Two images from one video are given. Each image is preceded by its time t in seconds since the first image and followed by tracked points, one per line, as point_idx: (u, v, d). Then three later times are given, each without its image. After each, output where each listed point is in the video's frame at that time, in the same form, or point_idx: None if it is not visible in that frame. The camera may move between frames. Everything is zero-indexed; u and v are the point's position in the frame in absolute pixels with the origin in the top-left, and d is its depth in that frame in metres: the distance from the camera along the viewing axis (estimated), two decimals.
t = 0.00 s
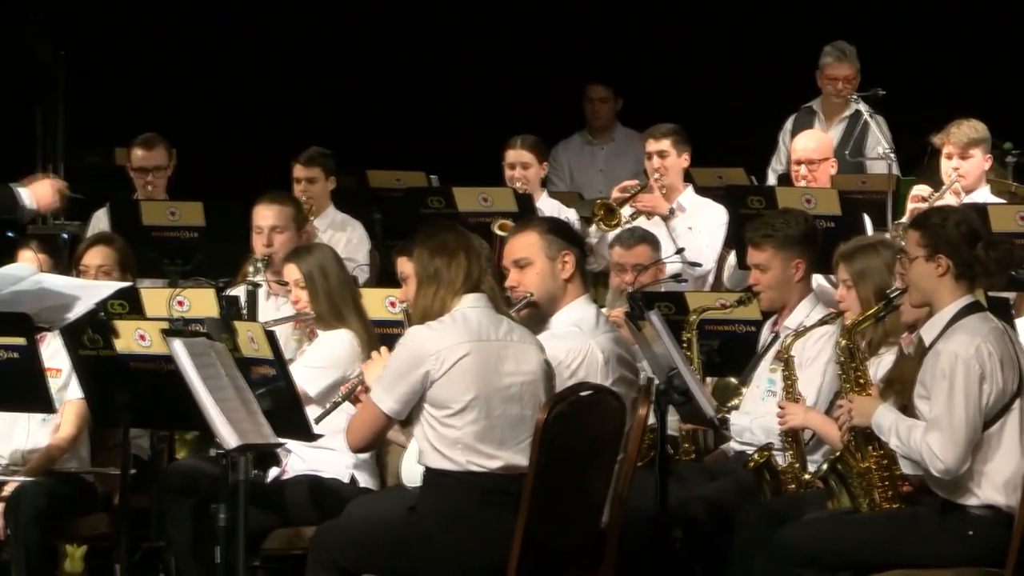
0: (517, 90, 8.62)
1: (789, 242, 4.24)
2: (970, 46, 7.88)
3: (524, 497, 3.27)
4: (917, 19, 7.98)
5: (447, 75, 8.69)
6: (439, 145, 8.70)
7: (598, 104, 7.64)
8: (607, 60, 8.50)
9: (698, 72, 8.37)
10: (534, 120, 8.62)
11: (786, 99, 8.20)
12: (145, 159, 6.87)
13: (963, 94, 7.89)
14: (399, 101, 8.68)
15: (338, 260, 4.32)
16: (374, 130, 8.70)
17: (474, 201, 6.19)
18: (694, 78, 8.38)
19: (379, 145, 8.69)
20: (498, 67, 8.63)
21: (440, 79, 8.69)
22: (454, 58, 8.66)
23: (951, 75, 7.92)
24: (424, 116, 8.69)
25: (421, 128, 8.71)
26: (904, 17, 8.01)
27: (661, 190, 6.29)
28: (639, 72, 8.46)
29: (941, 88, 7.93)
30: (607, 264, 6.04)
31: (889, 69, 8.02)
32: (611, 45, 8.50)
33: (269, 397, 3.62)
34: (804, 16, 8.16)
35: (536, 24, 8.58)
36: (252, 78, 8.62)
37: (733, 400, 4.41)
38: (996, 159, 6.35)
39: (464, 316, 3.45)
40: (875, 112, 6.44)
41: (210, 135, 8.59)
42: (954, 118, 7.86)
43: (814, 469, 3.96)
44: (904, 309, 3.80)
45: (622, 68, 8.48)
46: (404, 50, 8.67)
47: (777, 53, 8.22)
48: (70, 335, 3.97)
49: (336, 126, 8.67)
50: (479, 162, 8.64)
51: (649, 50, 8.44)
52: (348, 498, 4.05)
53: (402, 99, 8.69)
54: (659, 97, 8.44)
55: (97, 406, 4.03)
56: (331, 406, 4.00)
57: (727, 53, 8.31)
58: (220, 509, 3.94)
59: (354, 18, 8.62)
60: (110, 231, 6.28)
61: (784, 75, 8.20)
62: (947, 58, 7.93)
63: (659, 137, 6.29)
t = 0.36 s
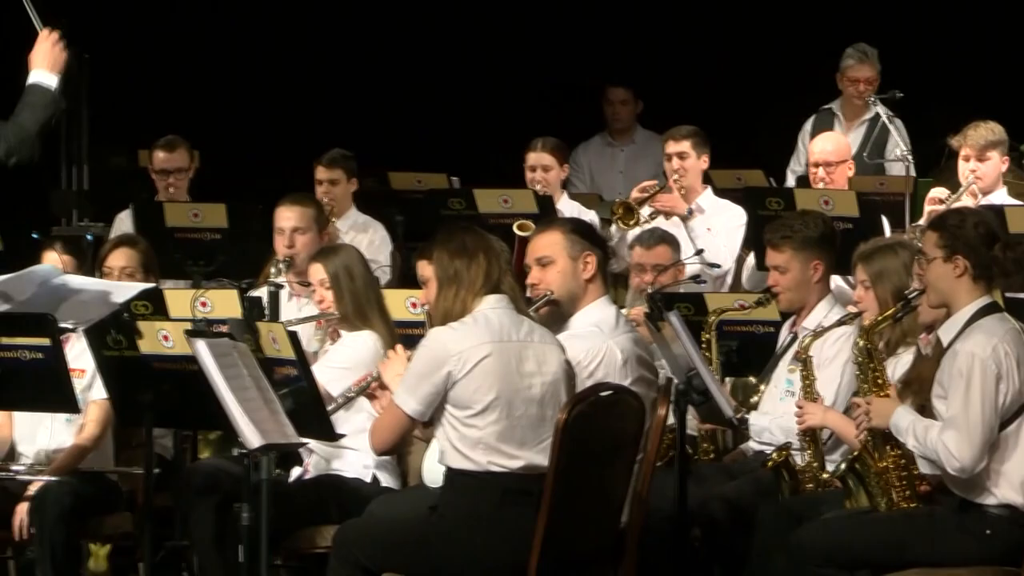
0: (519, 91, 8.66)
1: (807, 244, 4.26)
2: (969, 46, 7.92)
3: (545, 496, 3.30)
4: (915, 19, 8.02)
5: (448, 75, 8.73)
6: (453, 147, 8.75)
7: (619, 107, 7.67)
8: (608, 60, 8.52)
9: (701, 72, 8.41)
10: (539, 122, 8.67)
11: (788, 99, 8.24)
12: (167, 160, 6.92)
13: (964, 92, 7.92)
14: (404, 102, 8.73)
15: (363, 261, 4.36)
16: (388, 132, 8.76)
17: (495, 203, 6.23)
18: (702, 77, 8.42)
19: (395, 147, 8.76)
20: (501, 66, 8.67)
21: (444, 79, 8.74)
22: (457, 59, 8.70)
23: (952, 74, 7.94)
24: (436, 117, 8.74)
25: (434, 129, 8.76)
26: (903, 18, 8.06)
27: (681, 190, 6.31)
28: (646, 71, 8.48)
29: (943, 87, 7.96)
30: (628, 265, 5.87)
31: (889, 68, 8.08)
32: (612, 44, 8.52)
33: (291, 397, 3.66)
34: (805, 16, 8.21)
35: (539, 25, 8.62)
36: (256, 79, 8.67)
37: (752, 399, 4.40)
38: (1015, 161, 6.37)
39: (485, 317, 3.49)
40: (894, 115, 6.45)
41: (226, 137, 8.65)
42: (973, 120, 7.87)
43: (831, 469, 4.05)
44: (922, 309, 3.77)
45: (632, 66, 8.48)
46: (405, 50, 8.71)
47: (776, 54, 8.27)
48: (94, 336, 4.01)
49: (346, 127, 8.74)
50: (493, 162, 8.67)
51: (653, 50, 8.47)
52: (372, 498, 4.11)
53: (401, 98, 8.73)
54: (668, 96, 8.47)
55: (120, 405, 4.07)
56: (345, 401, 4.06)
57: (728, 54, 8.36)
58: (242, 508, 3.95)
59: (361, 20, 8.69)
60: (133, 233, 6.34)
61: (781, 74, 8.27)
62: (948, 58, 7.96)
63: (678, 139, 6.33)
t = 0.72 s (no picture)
0: (533, 90, 8.70)
1: (827, 245, 4.29)
2: (975, 45, 7.98)
3: (568, 495, 3.33)
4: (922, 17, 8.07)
5: (454, 74, 8.77)
6: (467, 146, 8.78)
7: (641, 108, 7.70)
8: (609, 58, 8.57)
9: (702, 71, 8.48)
10: (544, 120, 8.69)
11: (803, 98, 8.27)
12: (193, 163, 6.98)
13: (972, 92, 7.99)
14: (418, 103, 8.76)
15: (388, 261, 4.41)
16: (407, 132, 8.80)
17: (518, 204, 6.26)
18: (701, 75, 8.49)
19: (414, 148, 8.79)
20: (511, 65, 8.71)
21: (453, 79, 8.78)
22: (464, 58, 8.74)
23: (962, 73, 8.00)
24: (454, 118, 8.77)
25: (452, 130, 8.79)
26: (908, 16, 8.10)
27: (702, 193, 6.33)
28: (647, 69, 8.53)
29: (954, 86, 8.02)
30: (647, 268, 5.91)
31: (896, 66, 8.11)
32: (612, 42, 8.56)
33: (316, 397, 3.70)
34: (801, 14, 8.28)
35: (538, 23, 8.66)
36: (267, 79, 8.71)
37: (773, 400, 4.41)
38: None
39: (510, 317, 3.52)
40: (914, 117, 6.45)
41: (247, 138, 8.71)
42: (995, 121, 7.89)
43: (853, 468, 4.03)
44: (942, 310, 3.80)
45: (633, 62, 8.53)
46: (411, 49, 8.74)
47: (784, 53, 8.33)
48: (120, 337, 4.08)
49: (362, 128, 8.78)
50: (512, 162, 8.71)
51: (654, 48, 8.52)
52: (394, 496, 4.15)
53: (407, 98, 8.76)
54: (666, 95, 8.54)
55: (148, 406, 4.15)
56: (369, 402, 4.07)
57: (733, 53, 8.43)
58: (267, 508, 4.01)
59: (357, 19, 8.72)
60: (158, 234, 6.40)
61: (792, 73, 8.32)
62: (957, 56, 8.01)
63: (700, 141, 6.34)
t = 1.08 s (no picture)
0: (545, 92, 8.75)
1: (841, 249, 4.31)
2: (985, 44, 8.01)
3: (584, 496, 3.36)
4: (931, 17, 8.09)
5: (469, 77, 8.81)
6: (482, 148, 8.81)
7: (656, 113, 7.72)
8: (619, 61, 8.65)
9: (712, 72, 8.53)
10: (562, 121, 8.76)
11: (815, 100, 8.30)
12: (213, 166, 7.03)
13: (982, 91, 8.03)
14: (432, 106, 8.80)
15: (405, 263, 4.45)
16: (423, 135, 8.83)
17: (535, 207, 6.32)
18: (711, 76, 8.53)
19: (431, 150, 8.82)
20: (523, 67, 8.75)
21: (467, 81, 8.81)
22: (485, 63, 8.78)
23: (972, 73, 8.04)
24: (469, 121, 8.81)
25: (468, 133, 8.82)
26: (916, 15, 8.12)
27: (718, 197, 6.36)
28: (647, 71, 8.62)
29: (964, 86, 8.04)
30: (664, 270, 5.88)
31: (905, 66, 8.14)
32: (619, 44, 8.65)
33: (334, 398, 3.75)
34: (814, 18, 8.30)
35: (546, 24, 8.71)
36: (283, 82, 8.75)
37: (788, 400, 4.44)
38: None
39: (529, 320, 3.55)
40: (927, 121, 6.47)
41: (265, 142, 8.77)
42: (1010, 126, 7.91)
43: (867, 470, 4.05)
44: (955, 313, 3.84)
45: (632, 59, 8.63)
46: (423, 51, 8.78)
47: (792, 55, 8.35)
48: (141, 339, 4.12)
49: (379, 130, 8.82)
50: (528, 164, 8.76)
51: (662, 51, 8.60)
52: (410, 497, 4.18)
53: (425, 101, 8.81)
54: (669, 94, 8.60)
55: (168, 406, 4.18)
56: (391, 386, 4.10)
57: (744, 54, 8.45)
58: (286, 508, 4.01)
59: (377, 25, 8.78)
60: (179, 237, 6.44)
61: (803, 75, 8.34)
62: (967, 56, 8.04)
63: (716, 145, 6.37)
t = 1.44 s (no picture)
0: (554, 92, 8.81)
1: (855, 252, 4.33)
2: (989, 39, 8.05)
3: (601, 497, 3.40)
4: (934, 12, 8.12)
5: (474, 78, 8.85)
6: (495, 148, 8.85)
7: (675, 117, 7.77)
8: (620, 63, 8.69)
9: (719, 71, 8.56)
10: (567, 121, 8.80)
11: (827, 102, 8.33)
12: (232, 170, 7.08)
13: (987, 86, 8.06)
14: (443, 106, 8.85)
15: (426, 266, 4.50)
16: (438, 136, 8.87)
17: (552, 211, 6.35)
18: (719, 76, 8.56)
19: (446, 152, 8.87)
20: (532, 67, 8.79)
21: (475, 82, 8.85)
22: (503, 67, 8.82)
23: (977, 69, 8.08)
24: (482, 120, 8.86)
25: (482, 134, 8.87)
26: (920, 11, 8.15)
27: (734, 201, 6.39)
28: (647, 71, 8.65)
29: (970, 81, 8.07)
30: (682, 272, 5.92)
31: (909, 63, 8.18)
32: (619, 45, 8.68)
33: (353, 400, 3.80)
34: (831, 21, 8.32)
35: (550, 23, 8.75)
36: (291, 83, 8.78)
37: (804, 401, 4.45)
38: None
39: (549, 323, 3.59)
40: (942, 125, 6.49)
41: (281, 144, 8.82)
42: None
43: (882, 471, 4.11)
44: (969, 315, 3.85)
45: (632, 59, 8.66)
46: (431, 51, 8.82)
47: (796, 53, 8.40)
48: (163, 342, 4.18)
49: (393, 131, 8.87)
50: (543, 164, 8.82)
51: (665, 50, 8.62)
52: (431, 497, 4.22)
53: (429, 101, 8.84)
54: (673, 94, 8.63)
55: (189, 407, 4.26)
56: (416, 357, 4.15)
57: (751, 53, 8.50)
58: (307, 508, 4.07)
59: (395, 29, 8.82)
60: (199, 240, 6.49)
61: (810, 74, 8.38)
62: (973, 52, 8.07)
63: (731, 149, 6.39)
